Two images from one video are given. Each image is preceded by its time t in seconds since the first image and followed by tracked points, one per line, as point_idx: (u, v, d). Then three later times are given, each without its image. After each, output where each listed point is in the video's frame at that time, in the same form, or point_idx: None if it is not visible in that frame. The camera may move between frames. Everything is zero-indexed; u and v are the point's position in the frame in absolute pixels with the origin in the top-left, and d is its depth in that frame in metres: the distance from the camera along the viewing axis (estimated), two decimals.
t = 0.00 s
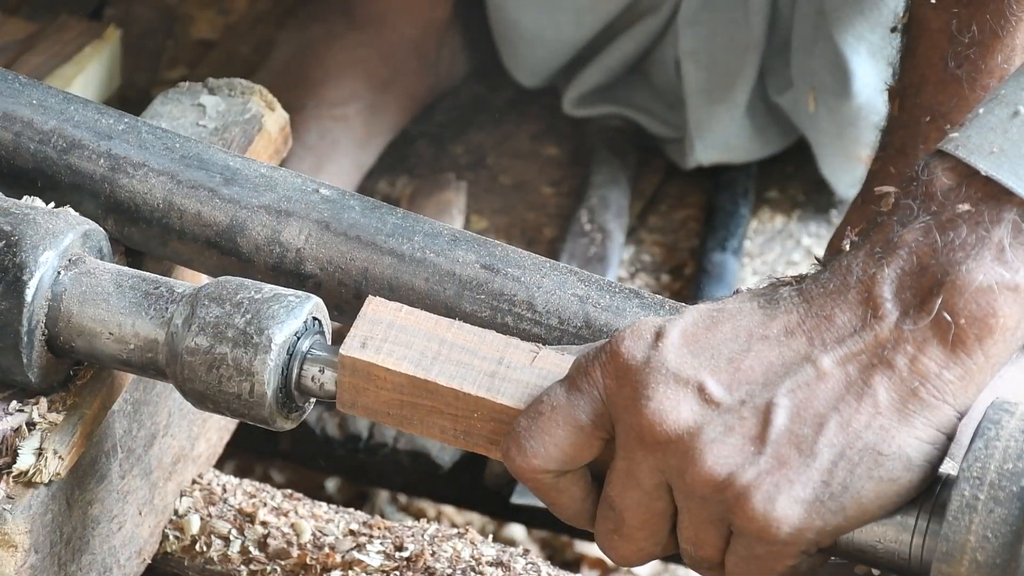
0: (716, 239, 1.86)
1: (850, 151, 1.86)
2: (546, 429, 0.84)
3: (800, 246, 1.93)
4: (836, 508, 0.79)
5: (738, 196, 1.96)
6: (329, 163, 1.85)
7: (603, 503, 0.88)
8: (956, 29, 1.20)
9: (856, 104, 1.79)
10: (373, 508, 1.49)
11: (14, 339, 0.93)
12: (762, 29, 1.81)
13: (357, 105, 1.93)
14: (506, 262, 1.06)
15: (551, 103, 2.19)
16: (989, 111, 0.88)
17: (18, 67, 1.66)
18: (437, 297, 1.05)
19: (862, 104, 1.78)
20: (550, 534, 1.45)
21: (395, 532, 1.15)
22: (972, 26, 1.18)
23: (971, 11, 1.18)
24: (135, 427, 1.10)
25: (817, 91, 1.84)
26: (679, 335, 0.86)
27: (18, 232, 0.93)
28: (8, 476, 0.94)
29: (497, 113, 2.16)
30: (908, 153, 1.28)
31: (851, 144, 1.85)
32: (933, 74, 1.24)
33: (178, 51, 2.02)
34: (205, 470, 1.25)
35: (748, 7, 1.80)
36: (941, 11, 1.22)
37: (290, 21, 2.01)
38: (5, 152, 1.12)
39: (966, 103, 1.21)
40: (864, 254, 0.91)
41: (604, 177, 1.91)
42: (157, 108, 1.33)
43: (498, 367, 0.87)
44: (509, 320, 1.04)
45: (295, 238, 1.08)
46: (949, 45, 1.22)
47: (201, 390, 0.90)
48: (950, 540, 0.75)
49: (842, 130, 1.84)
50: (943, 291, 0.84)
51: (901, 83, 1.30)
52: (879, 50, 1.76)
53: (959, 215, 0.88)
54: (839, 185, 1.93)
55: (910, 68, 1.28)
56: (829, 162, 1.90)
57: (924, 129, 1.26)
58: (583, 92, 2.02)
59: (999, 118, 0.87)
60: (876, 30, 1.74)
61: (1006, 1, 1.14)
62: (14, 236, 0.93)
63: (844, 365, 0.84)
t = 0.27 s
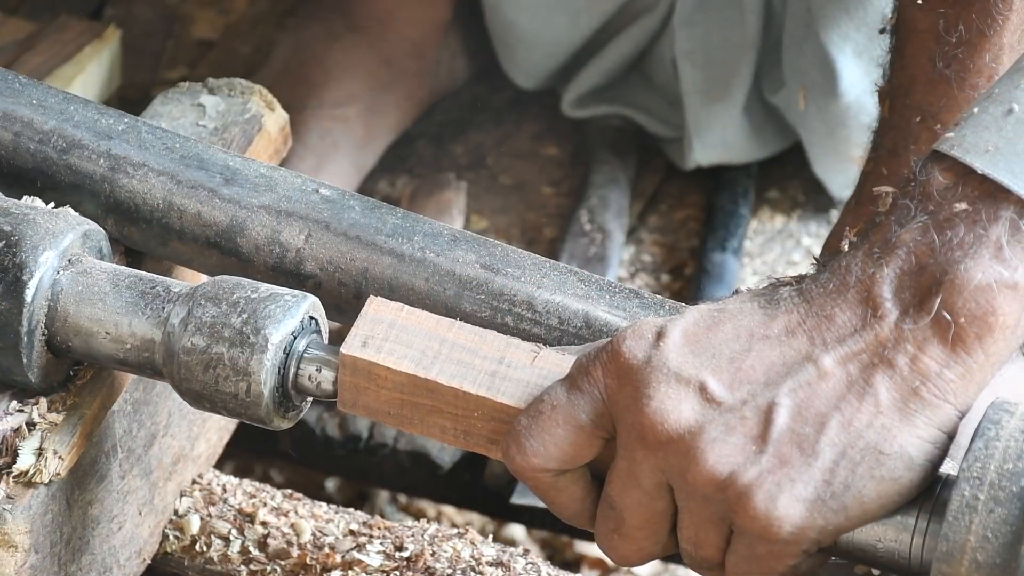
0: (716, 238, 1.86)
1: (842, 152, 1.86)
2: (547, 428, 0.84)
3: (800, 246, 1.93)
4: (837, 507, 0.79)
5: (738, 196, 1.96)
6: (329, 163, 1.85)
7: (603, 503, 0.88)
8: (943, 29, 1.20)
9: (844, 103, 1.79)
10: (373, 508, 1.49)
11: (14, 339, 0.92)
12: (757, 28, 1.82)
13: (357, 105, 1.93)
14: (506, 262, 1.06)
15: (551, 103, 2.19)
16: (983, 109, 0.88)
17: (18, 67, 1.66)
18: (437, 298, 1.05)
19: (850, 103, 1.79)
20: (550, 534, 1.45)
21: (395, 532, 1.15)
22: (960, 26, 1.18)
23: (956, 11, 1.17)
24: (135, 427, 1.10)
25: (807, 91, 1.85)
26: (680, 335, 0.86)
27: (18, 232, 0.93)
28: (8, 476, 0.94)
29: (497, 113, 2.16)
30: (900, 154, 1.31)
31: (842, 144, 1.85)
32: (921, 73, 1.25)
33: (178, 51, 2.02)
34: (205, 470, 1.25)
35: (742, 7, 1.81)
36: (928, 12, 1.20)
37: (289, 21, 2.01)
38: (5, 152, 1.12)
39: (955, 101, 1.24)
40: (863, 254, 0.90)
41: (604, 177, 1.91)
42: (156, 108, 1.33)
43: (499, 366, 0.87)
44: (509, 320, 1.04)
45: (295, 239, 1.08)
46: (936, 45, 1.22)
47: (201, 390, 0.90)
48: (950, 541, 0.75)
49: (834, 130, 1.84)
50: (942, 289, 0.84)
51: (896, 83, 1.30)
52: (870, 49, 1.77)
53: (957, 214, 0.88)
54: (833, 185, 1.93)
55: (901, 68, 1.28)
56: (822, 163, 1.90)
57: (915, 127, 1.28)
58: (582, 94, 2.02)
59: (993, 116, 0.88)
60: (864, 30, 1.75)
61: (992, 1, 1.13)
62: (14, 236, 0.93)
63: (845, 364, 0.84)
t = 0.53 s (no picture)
0: (716, 239, 1.86)
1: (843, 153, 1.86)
2: (547, 428, 0.84)
3: (800, 246, 1.93)
4: (837, 506, 0.79)
5: (738, 196, 1.96)
6: (329, 163, 1.85)
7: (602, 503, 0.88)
8: (943, 29, 1.21)
9: (846, 105, 1.79)
10: (373, 508, 1.49)
11: (14, 340, 0.92)
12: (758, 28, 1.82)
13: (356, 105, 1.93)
14: (506, 262, 1.07)
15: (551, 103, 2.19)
16: (985, 110, 0.88)
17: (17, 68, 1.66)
18: (437, 297, 1.05)
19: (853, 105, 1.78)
20: (549, 534, 1.44)
21: (395, 532, 1.15)
22: (960, 26, 1.19)
23: (957, 12, 1.18)
24: (135, 427, 1.10)
25: (809, 92, 1.84)
26: (680, 335, 0.86)
27: (18, 232, 0.93)
28: (8, 476, 0.94)
29: (497, 113, 2.16)
30: (900, 153, 1.29)
31: (845, 146, 1.85)
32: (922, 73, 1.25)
33: (178, 51, 2.02)
34: (205, 470, 1.25)
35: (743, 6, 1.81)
36: (929, 13, 1.21)
37: (289, 22, 2.01)
38: (5, 152, 1.12)
39: (956, 102, 1.23)
40: (863, 254, 0.91)
41: (604, 177, 1.91)
42: (157, 108, 1.33)
43: (499, 366, 0.87)
44: (509, 320, 1.04)
45: (295, 239, 1.08)
46: (937, 46, 1.22)
47: (200, 389, 0.90)
48: (950, 540, 0.75)
49: (835, 132, 1.84)
50: (944, 289, 0.85)
51: (895, 83, 1.30)
52: (872, 51, 1.76)
53: (957, 214, 0.88)
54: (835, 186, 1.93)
55: (902, 68, 1.28)
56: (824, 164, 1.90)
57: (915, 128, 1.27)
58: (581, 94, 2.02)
59: (995, 117, 0.87)
60: (867, 31, 1.74)
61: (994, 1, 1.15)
62: (14, 236, 0.93)
63: (845, 364, 0.84)
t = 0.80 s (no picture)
0: (717, 238, 1.86)
1: (838, 149, 1.87)
2: (547, 427, 0.84)
3: (801, 246, 1.93)
4: (837, 504, 0.79)
5: (739, 196, 1.96)
6: (329, 163, 1.85)
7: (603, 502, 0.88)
8: (949, 28, 1.21)
9: (838, 100, 1.79)
10: (373, 509, 1.49)
11: (13, 340, 0.92)
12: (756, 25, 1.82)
13: (357, 104, 1.93)
14: (507, 261, 1.07)
15: (552, 103, 2.19)
16: (988, 109, 0.88)
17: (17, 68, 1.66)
18: (438, 296, 1.05)
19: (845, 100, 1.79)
20: (550, 534, 1.44)
21: (395, 532, 1.15)
22: (965, 24, 1.20)
23: (962, 9, 1.20)
24: (135, 427, 1.10)
25: (802, 87, 1.84)
26: (681, 335, 0.86)
27: (18, 232, 0.93)
28: (8, 476, 0.94)
29: (498, 113, 2.16)
30: (903, 152, 1.26)
31: (837, 140, 1.86)
32: (925, 74, 1.24)
33: (179, 51, 2.02)
34: (205, 470, 1.25)
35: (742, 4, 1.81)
36: (933, 10, 1.22)
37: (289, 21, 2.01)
38: (5, 152, 1.12)
39: (960, 101, 1.22)
40: (864, 253, 0.91)
41: (605, 177, 1.91)
42: (157, 107, 1.33)
43: (499, 365, 0.87)
44: (510, 319, 1.04)
45: (296, 237, 1.08)
46: (942, 44, 1.22)
47: (197, 389, 0.90)
48: (950, 540, 0.75)
49: (830, 128, 1.85)
50: (945, 286, 0.85)
51: (900, 83, 1.28)
52: (867, 47, 1.77)
53: (960, 211, 0.88)
54: (833, 185, 1.95)
55: (906, 67, 1.27)
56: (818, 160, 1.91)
57: (920, 128, 1.25)
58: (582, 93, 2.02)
59: (998, 115, 0.87)
60: (861, 26, 1.75)
61: None
62: (14, 236, 0.93)
63: (846, 363, 0.84)
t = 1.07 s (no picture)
0: (716, 238, 1.86)
1: (842, 151, 1.87)
2: (546, 430, 0.84)
3: (801, 246, 1.93)
4: (836, 503, 0.79)
5: (739, 196, 1.96)
6: (329, 163, 1.85)
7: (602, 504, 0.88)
8: (946, 29, 1.21)
9: (841, 103, 1.79)
10: (373, 508, 1.50)
11: (13, 339, 0.92)
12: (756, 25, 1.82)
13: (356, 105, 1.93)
14: (506, 262, 1.06)
15: (552, 103, 2.19)
16: (985, 108, 0.88)
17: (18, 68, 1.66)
18: (437, 297, 1.05)
19: (847, 102, 1.79)
20: (550, 534, 1.45)
21: (395, 532, 1.15)
22: (961, 26, 1.19)
23: (959, 10, 1.18)
24: (135, 427, 1.10)
25: (805, 90, 1.85)
26: (677, 336, 0.86)
27: (18, 232, 0.93)
28: (8, 476, 0.94)
29: (498, 113, 2.16)
30: (902, 153, 1.29)
31: (839, 143, 1.85)
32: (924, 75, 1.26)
33: (179, 51, 2.02)
34: (205, 470, 1.25)
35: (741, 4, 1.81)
36: (930, 12, 1.21)
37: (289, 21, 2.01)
38: (5, 152, 1.12)
39: (958, 102, 1.23)
40: (860, 252, 0.90)
41: (604, 177, 1.91)
42: (157, 108, 1.33)
43: (498, 371, 0.87)
44: (509, 320, 1.03)
45: (295, 238, 1.08)
46: (940, 45, 1.23)
47: (194, 389, 0.90)
48: (949, 540, 0.75)
49: (833, 130, 1.84)
50: (941, 285, 0.84)
51: (896, 83, 1.30)
52: (869, 48, 1.77)
53: (955, 211, 0.88)
54: (832, 184, 1.94)
55: (903, 69, 1.28)
56: (822, 165, 1.91)
57: (917, 127, 1.27)
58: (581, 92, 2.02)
59: (996, 115, 0.87)
60: (863, 28, 1.74)
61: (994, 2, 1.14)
62: (13, 236, 0.93)
63: (843, 363, 0.84)
